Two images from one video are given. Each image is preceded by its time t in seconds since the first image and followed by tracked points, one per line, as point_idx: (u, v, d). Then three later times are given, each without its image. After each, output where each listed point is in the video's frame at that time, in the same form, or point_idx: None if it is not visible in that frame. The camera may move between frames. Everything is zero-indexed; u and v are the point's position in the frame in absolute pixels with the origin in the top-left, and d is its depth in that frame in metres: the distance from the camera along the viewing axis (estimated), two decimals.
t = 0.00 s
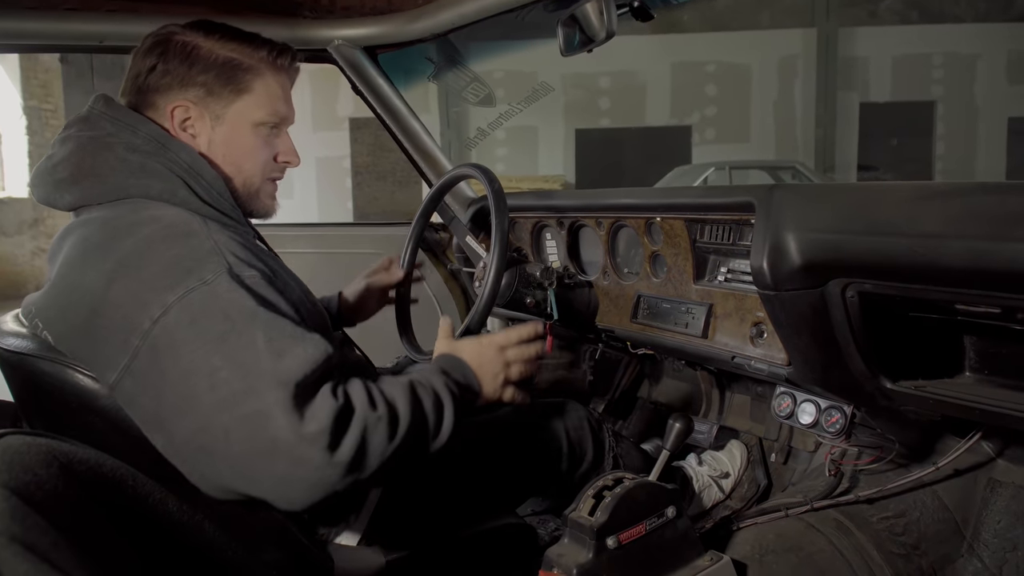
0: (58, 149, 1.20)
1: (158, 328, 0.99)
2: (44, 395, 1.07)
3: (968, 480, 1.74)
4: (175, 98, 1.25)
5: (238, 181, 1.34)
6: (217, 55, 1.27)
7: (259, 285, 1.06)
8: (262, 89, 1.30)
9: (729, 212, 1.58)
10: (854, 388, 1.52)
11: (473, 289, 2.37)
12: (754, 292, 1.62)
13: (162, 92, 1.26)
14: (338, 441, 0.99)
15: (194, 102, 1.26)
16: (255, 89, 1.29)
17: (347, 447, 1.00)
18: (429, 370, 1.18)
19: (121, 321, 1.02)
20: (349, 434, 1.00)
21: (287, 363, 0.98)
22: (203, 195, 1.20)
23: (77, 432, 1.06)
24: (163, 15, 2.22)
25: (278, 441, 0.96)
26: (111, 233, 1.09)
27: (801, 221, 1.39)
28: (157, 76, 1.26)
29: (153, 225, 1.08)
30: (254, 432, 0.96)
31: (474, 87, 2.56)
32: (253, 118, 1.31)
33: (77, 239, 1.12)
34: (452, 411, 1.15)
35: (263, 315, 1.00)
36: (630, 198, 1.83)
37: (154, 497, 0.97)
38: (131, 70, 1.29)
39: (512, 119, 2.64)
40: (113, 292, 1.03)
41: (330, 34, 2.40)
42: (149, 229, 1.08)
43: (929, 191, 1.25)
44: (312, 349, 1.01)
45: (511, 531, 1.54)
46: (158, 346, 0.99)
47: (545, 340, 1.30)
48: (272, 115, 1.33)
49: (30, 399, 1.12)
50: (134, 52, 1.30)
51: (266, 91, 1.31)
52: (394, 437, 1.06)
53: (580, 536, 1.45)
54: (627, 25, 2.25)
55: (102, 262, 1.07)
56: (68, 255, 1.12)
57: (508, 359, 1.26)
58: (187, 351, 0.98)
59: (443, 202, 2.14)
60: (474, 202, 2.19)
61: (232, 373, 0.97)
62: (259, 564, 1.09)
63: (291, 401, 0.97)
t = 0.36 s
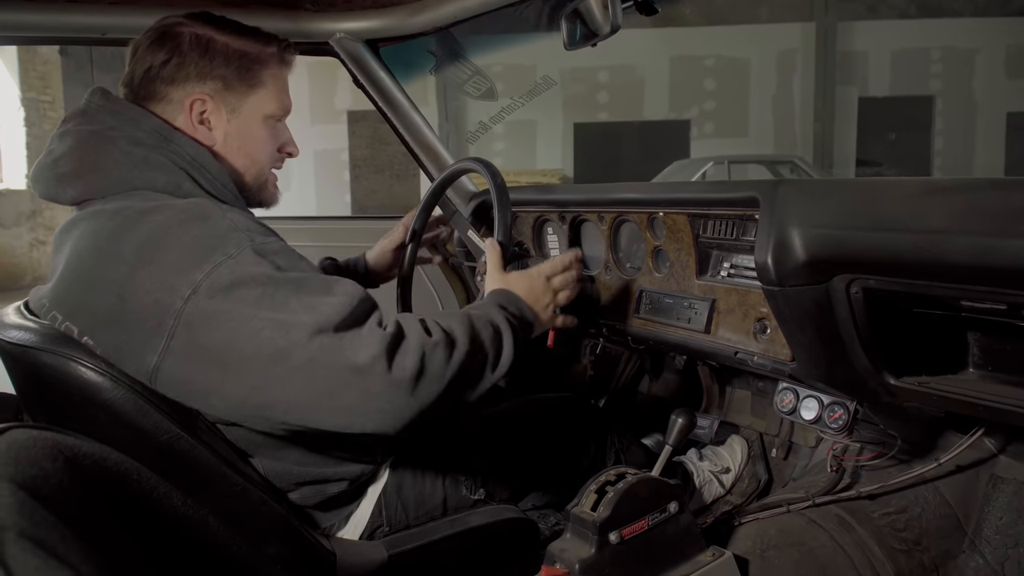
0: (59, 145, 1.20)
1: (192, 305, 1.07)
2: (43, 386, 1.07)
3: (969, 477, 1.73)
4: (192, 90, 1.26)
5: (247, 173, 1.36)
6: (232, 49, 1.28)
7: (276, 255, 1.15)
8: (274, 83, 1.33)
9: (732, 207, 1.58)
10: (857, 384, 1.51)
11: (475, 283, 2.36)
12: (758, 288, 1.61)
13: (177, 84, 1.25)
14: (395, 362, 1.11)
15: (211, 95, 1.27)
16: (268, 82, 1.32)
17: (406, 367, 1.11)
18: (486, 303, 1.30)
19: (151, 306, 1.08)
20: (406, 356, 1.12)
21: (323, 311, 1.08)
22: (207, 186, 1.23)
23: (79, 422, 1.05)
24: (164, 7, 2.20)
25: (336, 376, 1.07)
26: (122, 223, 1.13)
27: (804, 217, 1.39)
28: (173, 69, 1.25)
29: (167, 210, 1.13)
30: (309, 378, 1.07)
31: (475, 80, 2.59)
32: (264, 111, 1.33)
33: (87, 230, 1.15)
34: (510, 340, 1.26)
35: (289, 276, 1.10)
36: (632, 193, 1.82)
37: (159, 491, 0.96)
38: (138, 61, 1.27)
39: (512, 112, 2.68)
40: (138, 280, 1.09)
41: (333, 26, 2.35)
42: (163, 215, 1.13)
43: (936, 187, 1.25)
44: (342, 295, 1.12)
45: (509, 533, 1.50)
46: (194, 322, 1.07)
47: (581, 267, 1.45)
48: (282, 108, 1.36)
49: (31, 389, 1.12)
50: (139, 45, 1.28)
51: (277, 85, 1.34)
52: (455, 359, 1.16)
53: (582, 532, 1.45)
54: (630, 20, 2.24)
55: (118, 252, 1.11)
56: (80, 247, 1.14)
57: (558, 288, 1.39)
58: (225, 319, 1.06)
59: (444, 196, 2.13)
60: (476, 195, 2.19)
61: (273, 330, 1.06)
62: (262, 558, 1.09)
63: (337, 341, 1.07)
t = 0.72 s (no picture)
0: (66, 133, 1.20)
1: (213, 304, 1.08)
2: (39, 378, 1.06)
3: (963, 472, 1.74)
4: (191, 82, 1.26)
5: (248, 165, 1.36)
6: (232, 41, 1.28)
7: (296, 256, 1.17)
8: (274, 74, 1.34)
9: (730, 203, 1.58)
10: (853, 380, 1.51)
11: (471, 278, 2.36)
12: (755, 284, 1.61)
13: (176, 76, 1.25)
14: (408, 369, 1.15)
15: (211, 87, 1.27)
16: (268, 74, 1.33)
17: (418, 373, 1.15)
18: (505, 308, 1.34)
19: (167, 303, 1.09)
20: (420, 362, 1.16)
21: (344, 314, 1.11)
22: (214, 177, 1.23)
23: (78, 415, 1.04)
24: None
25: (353, 379, 1.10)
26: (131, 218, 1.13)
27: (803, 214, 1.39)
28: (172, 61, 1.25)
29: (181, 208, 1.13)
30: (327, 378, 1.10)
31: (473, 75, 2.56)
32: (265, 102, 1.34)
33: (96, 221, 1.15)
34: (522, 346, 1.31)
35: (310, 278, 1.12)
36: (630, 188, 1.83)
37: (155, 486, 0.95)
38: (138, 53, 1.27)
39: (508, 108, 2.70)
40: (153, 276, 1.09)
41: (331, 18, 2.35)
42: (178, 211, 1.13)
43: (934, 184, 1.25)
44: (362, 298, 1.15)
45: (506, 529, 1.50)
46: (216, 320, 1.08)
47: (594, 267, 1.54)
48: (282, 99, 1.37)
49: (24, 383, 1.10)
50: (138, 36, 1.28)
51: (278, 76, 1.34)
52: (466, 364, 1.21)
53: (579, 527, 1.45)
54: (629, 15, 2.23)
55: (130, 247, 1.11)
56: (86, 239, 1.14)
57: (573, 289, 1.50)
58: (249, 319, 1.08)
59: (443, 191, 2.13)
60: (473, 189, 2.18)
61: (295, 332, 1.08)
62: (258, 552, 1.09)
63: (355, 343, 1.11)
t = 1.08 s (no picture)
0: (54, 129, 1.17)
1: (176, 310, 1.01)
2: (26, 380, 1.03)
3: (953, 471, 1.76)
4: (168, 78, 1.22)
5: (233, 161, 1.32)
6: (209, 36, 1.23)
7: (275, 268, 1.08)
8: (256, 69, 1.28)
9: (723, 202, 1.58)
10: (845, 379, 1.52)
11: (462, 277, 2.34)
12: (748, 283, 1.61)
13: (154, 72, 1.22)
14: (346, 428, 1.03)
15: (188, 83, 1.23)
16: (249, 68, 1.27)
17: (354, 434, 1.03)
18: (458, 349, 1.21)
19: (135, 303, 1.03)
20: (358, 420, 1.04)
21: (303, 352, 1.01)
22: (202, 176, 1.18)
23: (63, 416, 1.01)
24: None
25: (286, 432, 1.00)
26: (117, 217, 1.08)
27: (797, 212, 1.39)
28: (150, 57, 1.22)
29: (164, 210, 1.08)
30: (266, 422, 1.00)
31: (464, 73, 2.59)
32: (248, 98, 1.28)
33: (80, 219, 1.11)
34: (474, 397, 1.19)
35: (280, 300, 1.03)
36: (623, 187, 1.82)
37: (147, 487, 0.94)
38: (122, 48, 1.25)
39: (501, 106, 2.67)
40: (128, 275, 1.04)
41: (322, 15, 2.33)
42: (161, 213, 1.08)
43: (930, 184, 1.25)
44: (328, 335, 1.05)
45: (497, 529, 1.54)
46: (175, 328, 1.01)
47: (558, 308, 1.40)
48: (268, 95, 1.31)
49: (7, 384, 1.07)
50: (122, 32, 1.26)
51: (261, 71, 1.29)
52: (412, 420, 1.09)
53: (571, 526, 1.45)
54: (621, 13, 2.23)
55: (111, 246, 1.07)
56: (70, 237, 1.11)
57: (533, 331, 1.33)
58: (204, 332, 1.00)
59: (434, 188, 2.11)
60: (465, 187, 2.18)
61: (248, 357, 1.00)
62: (250, 553, 1.08)
63: (302, 390, 1.00)
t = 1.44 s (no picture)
0: (41, 121, 1.13)
1: (119, 307, 0.92)
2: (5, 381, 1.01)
3: (944, 471, 1.77)
4: (148, 72, 1.17)
5: (218, 158, 1.24)
6: (189, 26, 1.17)
7: (234, 271, 0.99)
8: (239, 61, 1.20)
9: (717, 200, 1.57)
10: (839, 378, 1.52)
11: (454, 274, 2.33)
12: (742, 282, 1.61)
13: (135, 67, 1.17)
14: (259, 440, 0.88)
15: (167, 76, 1.17)
16: (231, 60, 1.19)
17: (270, 446, 0.89)
18: (403, 332, 1.06)
19: (85, 300, 0.95)
20: (273, 429, 0.89)
21: (229, 355, 0.88)
22: (185, 173, 1.15)
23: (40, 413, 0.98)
24: None
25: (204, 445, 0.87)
26: (88, 215, 1.03)
27: (792, 211, 1.39)
28: (131, 50, 1.17)
29: (133, 208, 1.02)
30: (188, 432, 0.87)
31: (458, 69, 2.56)
32: (231, 91, 1.20)
33: (57, 217, 1.06)
34: (424, 383, 1.02)
35: (224, 300, 0.92)
36: (616, 185, 1.81)
37: (138, 487, 0.94)
38: (109, 41, 1.21)
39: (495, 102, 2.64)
40: (83, 270, 0.97)
41: (315, 10, 2.30)
42: (129, 210, 1.02)
43: (927, 183, 1.25)
44: (261, 338, 0.91)
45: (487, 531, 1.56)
46: (116, 326, 0.91)
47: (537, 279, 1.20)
48: (255, 89, 1.22)
49: None
50: (112, 24, 1.21)
51: (244, 63, 1.20)
52: (340, 421, 0.93)
53: (563, 525, 1.43)
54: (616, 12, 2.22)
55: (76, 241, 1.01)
56: (45, 235, 1.06)
57: (501, 306, 1.14)
58: (140, 333, 0.90)
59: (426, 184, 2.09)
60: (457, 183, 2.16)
61: (180, 359, 0.88)
62: (240, 552, 1.03)
63: (221, 395, 0.87)
